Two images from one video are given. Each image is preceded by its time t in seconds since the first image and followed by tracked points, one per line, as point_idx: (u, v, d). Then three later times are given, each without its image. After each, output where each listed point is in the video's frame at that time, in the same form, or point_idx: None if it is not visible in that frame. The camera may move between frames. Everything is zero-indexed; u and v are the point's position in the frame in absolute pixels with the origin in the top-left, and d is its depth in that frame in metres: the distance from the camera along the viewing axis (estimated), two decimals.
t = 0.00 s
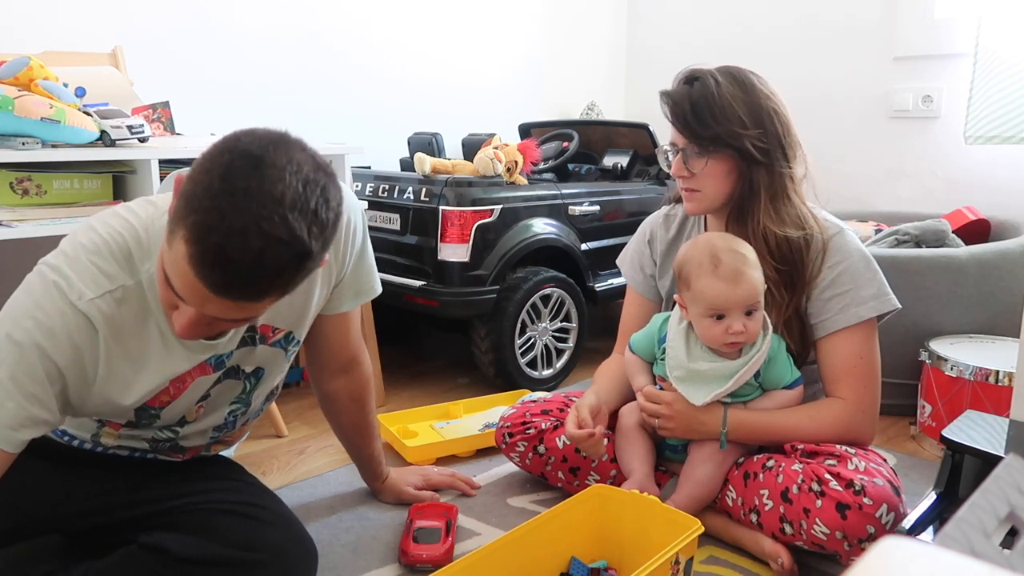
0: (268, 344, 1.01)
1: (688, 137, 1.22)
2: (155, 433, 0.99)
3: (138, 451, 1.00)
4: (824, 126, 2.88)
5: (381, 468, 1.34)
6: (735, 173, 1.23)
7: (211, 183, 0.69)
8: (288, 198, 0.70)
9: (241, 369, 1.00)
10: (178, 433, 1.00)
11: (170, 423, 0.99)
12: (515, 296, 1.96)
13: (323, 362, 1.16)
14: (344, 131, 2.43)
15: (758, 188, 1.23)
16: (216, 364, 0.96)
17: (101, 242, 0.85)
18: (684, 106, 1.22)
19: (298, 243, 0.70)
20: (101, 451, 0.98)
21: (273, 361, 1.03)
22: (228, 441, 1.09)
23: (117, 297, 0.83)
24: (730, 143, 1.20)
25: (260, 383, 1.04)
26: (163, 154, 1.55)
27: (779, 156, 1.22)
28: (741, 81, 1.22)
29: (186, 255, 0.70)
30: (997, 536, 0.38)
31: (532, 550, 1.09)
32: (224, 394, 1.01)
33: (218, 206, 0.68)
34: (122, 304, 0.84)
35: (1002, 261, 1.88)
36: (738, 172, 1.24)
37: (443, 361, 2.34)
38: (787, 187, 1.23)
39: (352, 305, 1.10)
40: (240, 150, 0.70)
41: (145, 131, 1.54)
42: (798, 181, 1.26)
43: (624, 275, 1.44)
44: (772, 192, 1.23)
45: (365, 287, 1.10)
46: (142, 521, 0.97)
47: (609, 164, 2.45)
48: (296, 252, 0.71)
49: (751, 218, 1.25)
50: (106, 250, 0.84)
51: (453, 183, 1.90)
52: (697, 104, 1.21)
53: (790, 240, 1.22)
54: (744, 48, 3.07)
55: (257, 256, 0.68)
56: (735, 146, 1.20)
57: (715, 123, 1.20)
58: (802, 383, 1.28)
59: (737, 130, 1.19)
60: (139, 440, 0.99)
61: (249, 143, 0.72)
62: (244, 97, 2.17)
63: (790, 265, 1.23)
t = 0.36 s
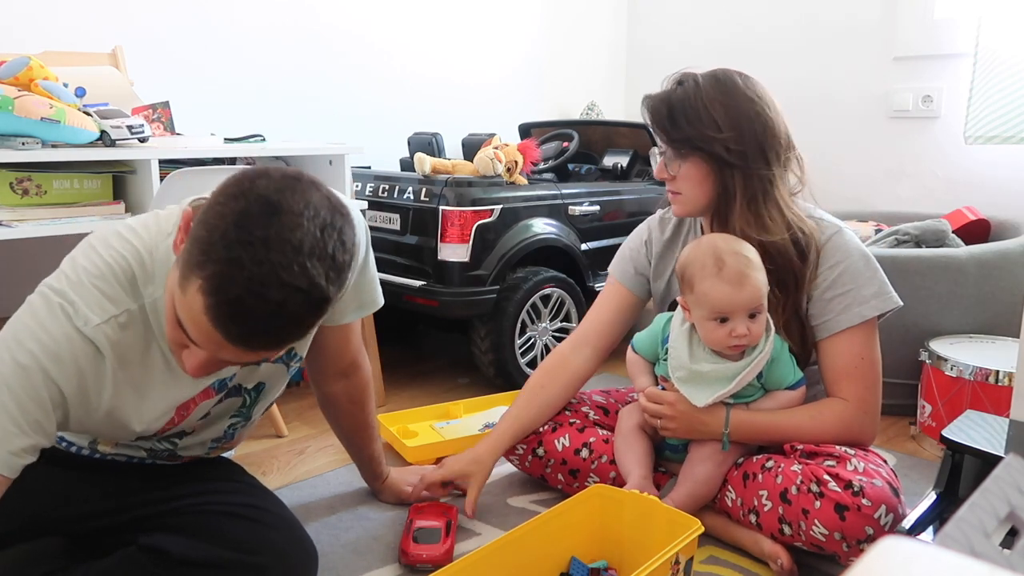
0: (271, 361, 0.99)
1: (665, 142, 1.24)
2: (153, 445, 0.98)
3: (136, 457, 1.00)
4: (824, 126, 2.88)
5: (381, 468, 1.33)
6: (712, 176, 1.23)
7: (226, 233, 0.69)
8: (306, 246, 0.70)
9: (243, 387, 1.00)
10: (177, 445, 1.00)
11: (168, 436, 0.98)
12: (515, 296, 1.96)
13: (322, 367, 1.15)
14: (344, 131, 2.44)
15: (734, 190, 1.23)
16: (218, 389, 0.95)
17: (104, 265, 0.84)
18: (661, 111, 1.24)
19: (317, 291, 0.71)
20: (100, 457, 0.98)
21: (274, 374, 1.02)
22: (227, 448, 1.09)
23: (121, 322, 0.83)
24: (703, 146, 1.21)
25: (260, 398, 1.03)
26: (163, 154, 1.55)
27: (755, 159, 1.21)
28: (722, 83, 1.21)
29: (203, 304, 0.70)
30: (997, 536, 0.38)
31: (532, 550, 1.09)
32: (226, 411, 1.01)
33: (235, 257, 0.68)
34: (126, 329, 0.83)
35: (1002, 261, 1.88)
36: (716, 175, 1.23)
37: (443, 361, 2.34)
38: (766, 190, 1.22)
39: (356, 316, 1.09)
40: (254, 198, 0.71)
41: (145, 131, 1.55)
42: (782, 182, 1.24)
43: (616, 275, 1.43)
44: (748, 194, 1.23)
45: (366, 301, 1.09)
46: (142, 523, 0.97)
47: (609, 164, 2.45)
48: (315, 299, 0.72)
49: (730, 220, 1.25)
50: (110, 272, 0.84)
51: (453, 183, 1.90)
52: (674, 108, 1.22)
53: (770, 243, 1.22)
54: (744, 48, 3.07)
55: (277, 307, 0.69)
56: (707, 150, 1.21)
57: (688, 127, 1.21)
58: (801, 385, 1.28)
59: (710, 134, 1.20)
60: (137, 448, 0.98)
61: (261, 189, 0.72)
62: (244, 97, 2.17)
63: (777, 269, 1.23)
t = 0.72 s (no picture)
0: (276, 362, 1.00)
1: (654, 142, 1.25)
2: (155, 446, 0.97)
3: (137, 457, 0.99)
4: (824, 126, 2.88)
5: (381, 468, 1.33)
6: (701, 178, 1.24)
7: (262, 256, 0.70)
8: (340, 267, 0.72)
9: (249, 390, 1.00)
10: (179, 445, 0.99)
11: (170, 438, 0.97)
12: (515, 296, 1.96)
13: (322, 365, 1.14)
14: (343, 131, 2.44)
15: (721, 193, 1.24)
16: (228, 395, 0.97)
17: (118, 273, 0.83)
18: (652, 112, 1.25)
19: (352, 310, 0.74)
20: (100, 458, 0.97)
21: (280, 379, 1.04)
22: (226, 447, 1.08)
23: (140, 330, 0.81)
24: (690, 150, 1.22)
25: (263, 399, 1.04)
26: (163, 154, 1.55)
27: (744, 163, 1.21)
28: (716, 86, 1.22)
29: (242, 327, 0.70)
30: (997, 536, 0.38)
31: (532, 550, 1.09)
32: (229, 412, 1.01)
33: (275, 282, 0.69)
34: (144, 337, 0.82)
35: (1002, 261, 1.88)
36: (705, 178, 1.24)
37: (443, 361, 2.34)
38: (753, 196, 1.23)
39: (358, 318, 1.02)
40: (287, 220, 0.72)
41: (145, 131, 1.55)
42: (769, 187, 1.24)
43: (607, 283, 1.42)
44: (734, 198, 1.23)
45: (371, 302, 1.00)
46: (143, 523, 0.97)
47: (609, 164, 2.45)
48: (350, 316, 0.74)
49: (716, 222, 1.26)
50: (125, 280, 0.82)
51: (453, 183, 1.90)
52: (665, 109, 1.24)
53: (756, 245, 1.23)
54: (744, 48, 3.07)
55: (316, 328, 0.71)
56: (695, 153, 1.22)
57: (676, 129, 1.22)
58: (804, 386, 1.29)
59: (698, 138, 1.21)
60: (138, 449, 0.97)
61: (290, 210, 0.72)
62: (243, 97, 2.17)
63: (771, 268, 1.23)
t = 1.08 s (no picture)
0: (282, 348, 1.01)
1: (708, 131, 1.21)
2: (161, 435, 0.98)
3: (141, 452, 0.99)
4: (824, 126, 2.88)
5: (381, 467, 1.34)
6: (745, 171, 1.24)
7: (289, 237, 0.72)
8: (364, 243, 0.75)
9: (254, 373, 1.00)
10: (184, 434, 1.00)
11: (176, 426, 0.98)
12: (515, 296, 1.96)
13: (324, 357, 1.16)
14: (344, 131, 2.44)
15: (768, 186, 1.24)
16: (237, 376, 0.97)
17: (131, 257, 0.83)
18: (704, 100, 1.22)
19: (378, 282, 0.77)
20: (103, 453, 0.97)
21: (285, 362, 1.04)
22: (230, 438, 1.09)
23: (153, 311, 0.81)
24: (749, 138, 1.21)
25: (268, 385, 1.04)
26: (163, 154, 1.55)
27: (787, 157, 1.25)
28: (756, 83, 1.25)
29: (273, 305, 0.72)
30: (997, 537, 0.38)
31: (532, 550, 1.09)
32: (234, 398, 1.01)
33: (305, 260, 0.71)
34: (158, 318, 0.82)
35: (1002, 260, 1.88)
36: (748, 170, 1.24)
37: (443, 361, 2.34)
38: (795, 189, 1.26)
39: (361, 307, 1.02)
40: (311, 201, 0.73)
41: (144, 131, 1.55)
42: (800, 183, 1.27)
43: (611, 276, 1.45)
44: (780, 191, 1.24)
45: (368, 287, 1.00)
46: (143, 523, 0.97)
47: (609, 164, 2.45)
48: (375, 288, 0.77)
49: (759, 216, 1.25)
50: (137, 264, 0.83)
51: (452, 183, 1.90)
52: (717, 99, 1.22)
53: (798, 237, 1.22)
54: (743, 48, 3.07)
55: (345, 305, 0.74)
56: (754, 141, 1.21)
57: (736, 117, 1.20)
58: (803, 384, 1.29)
59: (756, 126, 1.21)
60: (143, 441, 0.98)
61: (312, 190, 0.74)
62: (243, 97, 2.17)
63: (796, 264, 1.23)
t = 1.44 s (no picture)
0: (282, 327, 1.02)
1: (724, 117, 1.23)
2: (163, 421, 0.99)
3: (144, 445, 1.01)
4: (824, 126, 2.88)
5: (381, 467, 1.34)
6: (757, 162, 1.24)
7: (300, 193, 0.72)
8: (374, 197, 0.75)
9: (255, 352, 1.01)
10: (187, 418, 1.01)
11: (178, 410, 0.99)
12: (515, 296, 1.95)
13: (326, 351, 1.17)
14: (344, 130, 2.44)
15: (780, 178, 1.24)
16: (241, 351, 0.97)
17: (135, 236, 0.85)
18: (722, 90, 1.23)
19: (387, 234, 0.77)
20: (106, 445, 0.99)
21: (286, 343, 1.04)
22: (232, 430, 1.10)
23: (158, 285, 0.83)
24: (763, 128, 1.22)
25: (270, 366, 1.05)
26: (163, 155, 1.55)
27: (798, 153, 1.26)
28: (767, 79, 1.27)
29: (291, 258, 0.72)
30: (997, 536, 0.38)
31: (532, 550, 1.09)
32: (235, 378, 1.02)
33: (319, 212, 0.72)
34: (163, 292, 0.84)
35: (1002, 261, 1.88)
36: (760, 162, 1.24)
37: (443, 361, 2.34)
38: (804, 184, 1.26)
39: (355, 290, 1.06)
40: (316, 157, 0.74)
41: (144, 131, 1.55)
42: (808, 181, 1.28)
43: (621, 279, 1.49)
44: (791, 185, 1.25)
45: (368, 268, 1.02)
46: (143, 522, 0.97)
47: (609, 164, 2.45)
48: (385, 240, 0.77)
49: (770, 208, 1.24)
50: (142, 240, 0.84)
51: (453, 183, 1.90)
52: (735, 89, 1.23)
53: (806, 228, 1.23)
54: (743, 48, 3.07)
55: (359, 254, 0.74)
56: (769, 132, 1.22)
57: (753, 107, 1.22)
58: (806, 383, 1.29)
59: (771, 117, 1.22)
60: (145, 432, 0.99)
61: (319, 147, 0.75)
62: (243, 97, 2.17)
63: (802, 256, 1.23)
